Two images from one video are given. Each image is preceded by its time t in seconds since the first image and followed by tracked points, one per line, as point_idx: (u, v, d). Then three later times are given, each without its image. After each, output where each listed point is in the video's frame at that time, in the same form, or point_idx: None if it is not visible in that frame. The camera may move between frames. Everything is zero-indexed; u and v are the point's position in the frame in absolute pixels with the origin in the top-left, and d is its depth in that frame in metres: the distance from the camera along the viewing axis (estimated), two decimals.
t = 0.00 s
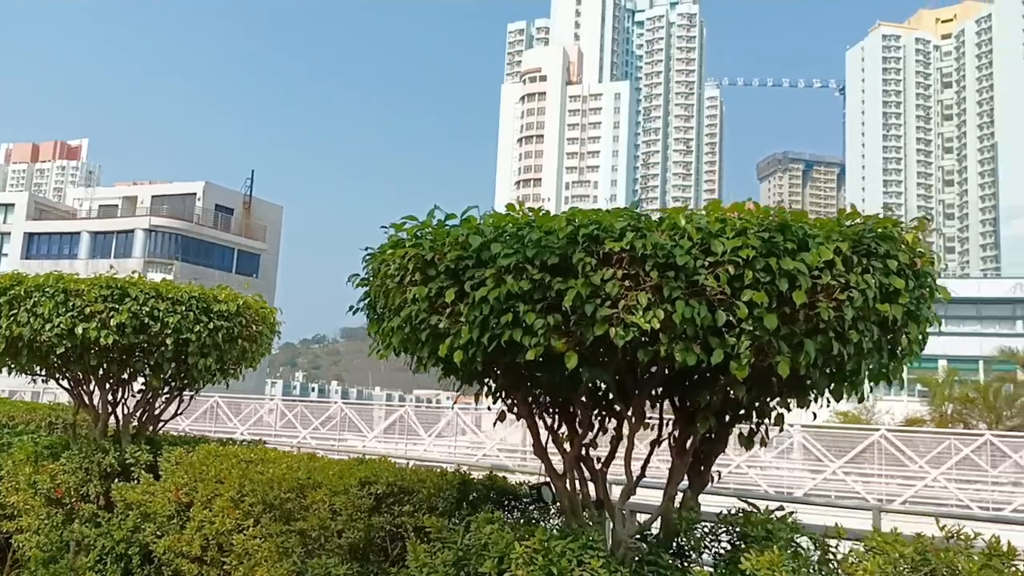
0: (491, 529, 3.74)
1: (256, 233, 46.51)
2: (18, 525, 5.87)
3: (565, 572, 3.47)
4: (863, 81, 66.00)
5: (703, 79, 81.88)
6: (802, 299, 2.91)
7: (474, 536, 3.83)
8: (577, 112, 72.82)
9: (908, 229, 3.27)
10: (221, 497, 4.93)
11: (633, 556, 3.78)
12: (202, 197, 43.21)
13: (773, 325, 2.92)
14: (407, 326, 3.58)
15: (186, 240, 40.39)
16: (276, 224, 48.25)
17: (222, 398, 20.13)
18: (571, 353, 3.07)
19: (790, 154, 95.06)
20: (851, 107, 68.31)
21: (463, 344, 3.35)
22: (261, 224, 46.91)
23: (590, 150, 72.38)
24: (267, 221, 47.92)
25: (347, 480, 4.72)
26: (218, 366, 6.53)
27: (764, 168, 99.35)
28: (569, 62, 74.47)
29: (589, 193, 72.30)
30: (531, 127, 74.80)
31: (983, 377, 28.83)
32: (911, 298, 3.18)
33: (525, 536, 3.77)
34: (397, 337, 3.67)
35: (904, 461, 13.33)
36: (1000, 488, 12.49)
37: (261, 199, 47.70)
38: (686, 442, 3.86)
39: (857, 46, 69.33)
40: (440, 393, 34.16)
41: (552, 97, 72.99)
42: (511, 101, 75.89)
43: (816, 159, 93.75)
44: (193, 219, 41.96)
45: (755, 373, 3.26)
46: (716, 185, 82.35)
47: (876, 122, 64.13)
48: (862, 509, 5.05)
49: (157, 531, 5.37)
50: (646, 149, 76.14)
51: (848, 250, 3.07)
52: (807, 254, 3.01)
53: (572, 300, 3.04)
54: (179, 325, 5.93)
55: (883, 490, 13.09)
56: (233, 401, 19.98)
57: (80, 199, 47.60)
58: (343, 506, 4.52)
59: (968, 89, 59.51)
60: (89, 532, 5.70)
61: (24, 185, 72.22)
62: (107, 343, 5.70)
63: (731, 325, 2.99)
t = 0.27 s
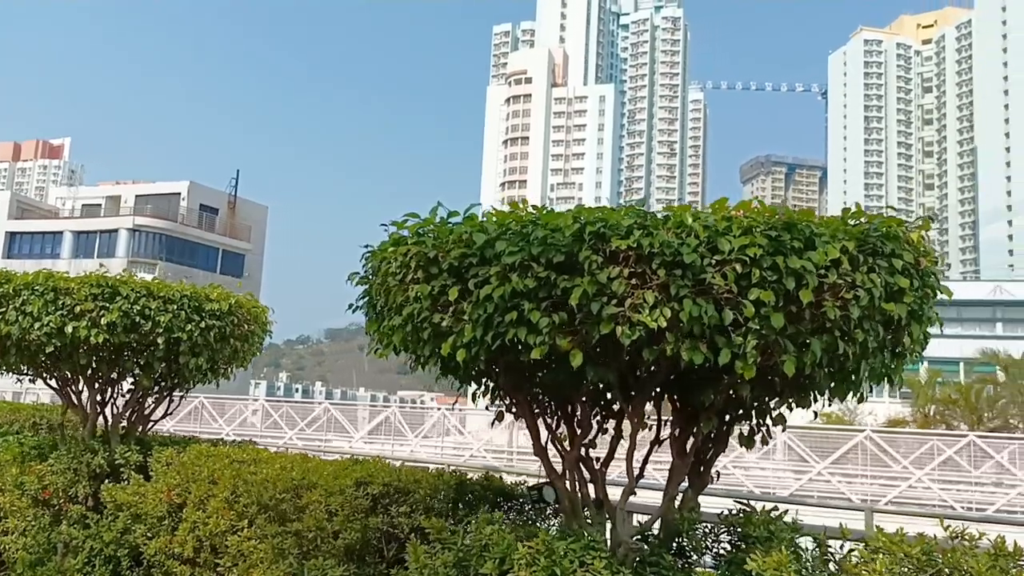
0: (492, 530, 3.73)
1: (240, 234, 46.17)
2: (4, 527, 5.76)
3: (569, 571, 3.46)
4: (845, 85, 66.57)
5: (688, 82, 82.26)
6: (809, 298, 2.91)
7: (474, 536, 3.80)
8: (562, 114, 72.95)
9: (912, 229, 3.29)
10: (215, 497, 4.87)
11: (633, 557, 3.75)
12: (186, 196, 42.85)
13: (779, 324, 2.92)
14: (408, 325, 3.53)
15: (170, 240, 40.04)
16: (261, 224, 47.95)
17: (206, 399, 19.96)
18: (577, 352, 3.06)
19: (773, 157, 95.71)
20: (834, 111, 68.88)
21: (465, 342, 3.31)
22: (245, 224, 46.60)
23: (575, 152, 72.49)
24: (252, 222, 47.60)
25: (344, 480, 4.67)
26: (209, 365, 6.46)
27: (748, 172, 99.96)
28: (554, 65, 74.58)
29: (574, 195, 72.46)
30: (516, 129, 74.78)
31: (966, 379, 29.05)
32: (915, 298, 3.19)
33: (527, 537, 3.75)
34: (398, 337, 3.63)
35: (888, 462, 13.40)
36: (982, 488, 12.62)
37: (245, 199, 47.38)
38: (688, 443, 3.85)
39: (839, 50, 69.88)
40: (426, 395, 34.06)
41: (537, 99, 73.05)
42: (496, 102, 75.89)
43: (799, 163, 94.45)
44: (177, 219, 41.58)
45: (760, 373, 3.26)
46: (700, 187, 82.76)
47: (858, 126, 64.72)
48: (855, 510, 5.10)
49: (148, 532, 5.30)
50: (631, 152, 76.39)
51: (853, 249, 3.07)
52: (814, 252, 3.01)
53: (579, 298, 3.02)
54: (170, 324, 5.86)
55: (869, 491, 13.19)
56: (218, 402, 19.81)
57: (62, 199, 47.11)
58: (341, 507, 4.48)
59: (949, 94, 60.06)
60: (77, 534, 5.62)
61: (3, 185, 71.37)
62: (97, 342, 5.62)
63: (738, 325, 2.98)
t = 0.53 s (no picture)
0: (492, 535, 3.69)
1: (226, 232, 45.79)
2: None
3: None
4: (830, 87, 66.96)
5: (674, 83, 82.47)
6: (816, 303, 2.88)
7: (472, 542, 3.76)
8: (548, 114, 72.92)
9: (917, 233, 3.27)
10: (208, 502, 4.79)
11: (633, 563, 3.73)
12: (170, 195, 42.43)
13: (787, 329, 2.89)
14: (407, 327, 3.48)
15: (154, 239, 39.67)
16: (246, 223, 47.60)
17: (192, 399, 19.75)
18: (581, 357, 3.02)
19: (758, 158, 96.19)
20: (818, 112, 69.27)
21: (467, 345, 3.26)
22: (230, 223, 46.23)
23: (562, 152, 72.50)
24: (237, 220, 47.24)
25: (339, 484, 4.61)
26: (199, 367, 6.36)
27: (733, 173, 100.40)
28: (540, 64, 74.53)
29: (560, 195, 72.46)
30: (503, 128, 74.65)
31: (950, 379, 29.23)
32: (920, 303, 3.17)
33: (527, 543, 3.71)
34: (398, 341, 3.58)
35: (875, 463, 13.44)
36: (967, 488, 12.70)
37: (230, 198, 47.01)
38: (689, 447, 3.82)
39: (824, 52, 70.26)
40: (412, 395, 33.88)
41: (523, 98, 72.93)
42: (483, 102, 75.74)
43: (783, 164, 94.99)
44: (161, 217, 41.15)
45: (764, 377, 3.24)
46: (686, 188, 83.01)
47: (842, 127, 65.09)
48: (850, 513, 5.09)
49: (139, 536, 5.21)
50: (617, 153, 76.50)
51: (860, 253, 3.05)
52: (821, 257, 2.99)
53: (585, 302, 2.98)
54: (160, 326, 5.77)
55: (857, 491, 13.22)
56: (204, 401, 19.60)
57: (43, 197, 46.52)
58: (337, 511, 4.42)
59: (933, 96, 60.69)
60: (65, 538, 5.53)
61: None
62: (86, 343, 5.54)
63: (744, 329, 2.95)
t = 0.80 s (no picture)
0: (493, 544, 3.67)
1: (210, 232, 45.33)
2: None
3: None
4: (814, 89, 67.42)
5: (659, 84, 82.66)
6: (824, 313, 2.88)
7: (474, 550, 3.73)
8: (534, 114, 72.92)
9: (922, 240, 3.26)
10: (201, 509, 4.72)
11: (633, 571, 3.71)
12: (154, 193, 42.02)
13: (793, 340, 2.89)
14: (409, 335, 3.44)
15: (138, 238, 39.32)
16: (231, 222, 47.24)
17: (177, 399, 19.59)
18: (587, 366, 2.99)
19: (742, 160, 96.63)
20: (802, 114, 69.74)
21: (472, 353, 3.21)
22: (215, 222, 45.84)
23: (547, 152, 72.51)
24: (222, 219, 46.86)
25: (334, 491, 4.56)
26: (189, 370, 6.27)
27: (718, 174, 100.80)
28: (527, 64, 74.53)
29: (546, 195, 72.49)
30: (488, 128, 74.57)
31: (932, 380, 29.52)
32: (924, 312, 3.17)
33: (529, 554, 3.67)
34: (399, 350, 3.55)
35: (860, 463, 13.52)
36: (951, 490, 12.84)
37: (215, 196, 46.63)
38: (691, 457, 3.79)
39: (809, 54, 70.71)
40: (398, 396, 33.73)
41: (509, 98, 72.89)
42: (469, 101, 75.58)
43: (767, 165, 95.47)
44: (145, 216, 40.66)
45: (769, 387, 3.21)
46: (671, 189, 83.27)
47: (826, 129, 65.59)
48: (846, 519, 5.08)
49: (130, 543, 5.13)
50: (603, 153, 76.63)
51: (867, 263, 3.04)
52: (829, 266, 2.98)
53: (591, 310, 2.95)
54: (152, 329, 5.69)
55: (842, 492, 13.30)
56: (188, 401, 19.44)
57: (24, 194, 45.90)
58: (333, 519, 4.38)
59: (916, 98, 61.37)
60: (54, 543, 5.47)
61: None
62: (76, 347, 5.47)
63: (751, 340, 2.94)
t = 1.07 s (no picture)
0: (494, 548, 3.65)
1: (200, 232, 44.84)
2: None
3: None
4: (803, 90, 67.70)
5: (649, 84, 82.76)
6: (829, 317, 2.87)
7: (475, 556, 3.70)
8: (525, 114, 72.90)
9: (926, 245, 3.26)
10: (198, 512, 4.69)
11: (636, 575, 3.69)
12: (143, 191, 41.70)
13: (799, 345, 2.88)
14: (411, 338, 3.42)
15: (127, 237, 39.08)
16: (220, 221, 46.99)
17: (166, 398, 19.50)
18: (592, 371, 2.98)
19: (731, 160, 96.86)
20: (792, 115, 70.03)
21: (475, 357, 3.18)
22: (204, 221, 45.54)
23: (538, 152, 72.53)
24: (211, 219, 46.61)
25: (332, 493, 4.53)
26: (184, 371, 6.22)
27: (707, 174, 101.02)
28: (517, 64, 74.52)
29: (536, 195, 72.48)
30: (479, 128, 74.50)
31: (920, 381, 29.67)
32: (928, 316, 3.17)
33: (532, 559, 3.65)
34: (401, 353, 3.53)
35: (850, 464, 13.54)
36: (941, 490, 12.90)
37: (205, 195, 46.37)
38: (693, 461, 3.77)
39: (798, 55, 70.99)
40: (387, 395, 33.58)
41: (499, 98, 72.83)
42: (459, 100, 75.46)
43: (757, 166, 95.76)
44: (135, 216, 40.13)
45: (773, 391, 3.20)
46: (660, 189, 83.40)
47: (815, 129, 65.88)
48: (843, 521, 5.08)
49: (124, 546, 5.08)
50: (593, 153, 76.67)
51: (871, 267, 3.04)
52: (834, 270, 2.98)
53: (597, 314, 2.94)
54: (146, 330, 5.64)
55: (833, 493, 13.35)
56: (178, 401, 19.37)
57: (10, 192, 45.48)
58: (331, 522, 4.34)
59: (904, 99, 61.79)
60: (46, 546, 5.43)
61: None
62: (70, 347, 5.43)
63: (755, 343, 2.93)
